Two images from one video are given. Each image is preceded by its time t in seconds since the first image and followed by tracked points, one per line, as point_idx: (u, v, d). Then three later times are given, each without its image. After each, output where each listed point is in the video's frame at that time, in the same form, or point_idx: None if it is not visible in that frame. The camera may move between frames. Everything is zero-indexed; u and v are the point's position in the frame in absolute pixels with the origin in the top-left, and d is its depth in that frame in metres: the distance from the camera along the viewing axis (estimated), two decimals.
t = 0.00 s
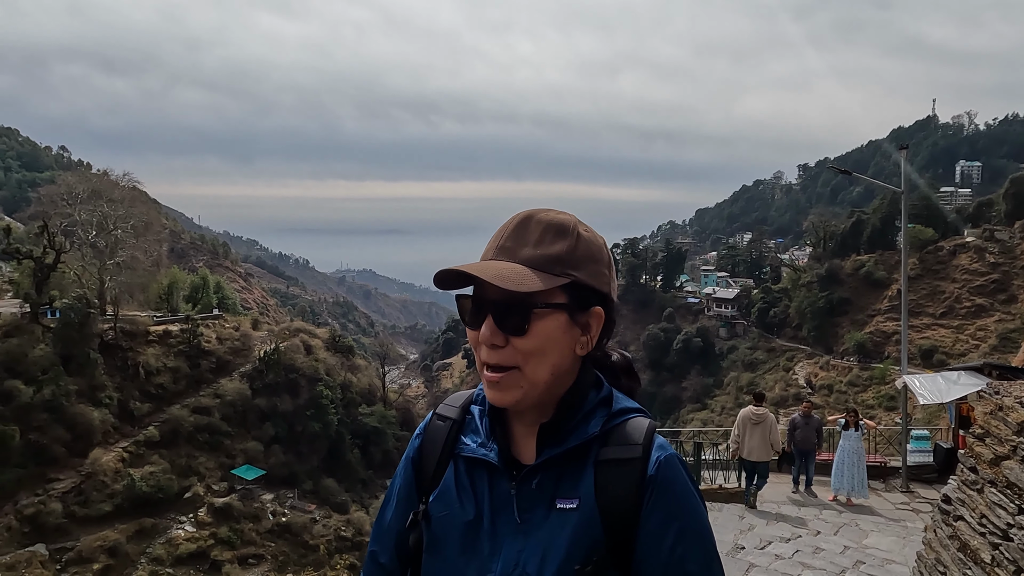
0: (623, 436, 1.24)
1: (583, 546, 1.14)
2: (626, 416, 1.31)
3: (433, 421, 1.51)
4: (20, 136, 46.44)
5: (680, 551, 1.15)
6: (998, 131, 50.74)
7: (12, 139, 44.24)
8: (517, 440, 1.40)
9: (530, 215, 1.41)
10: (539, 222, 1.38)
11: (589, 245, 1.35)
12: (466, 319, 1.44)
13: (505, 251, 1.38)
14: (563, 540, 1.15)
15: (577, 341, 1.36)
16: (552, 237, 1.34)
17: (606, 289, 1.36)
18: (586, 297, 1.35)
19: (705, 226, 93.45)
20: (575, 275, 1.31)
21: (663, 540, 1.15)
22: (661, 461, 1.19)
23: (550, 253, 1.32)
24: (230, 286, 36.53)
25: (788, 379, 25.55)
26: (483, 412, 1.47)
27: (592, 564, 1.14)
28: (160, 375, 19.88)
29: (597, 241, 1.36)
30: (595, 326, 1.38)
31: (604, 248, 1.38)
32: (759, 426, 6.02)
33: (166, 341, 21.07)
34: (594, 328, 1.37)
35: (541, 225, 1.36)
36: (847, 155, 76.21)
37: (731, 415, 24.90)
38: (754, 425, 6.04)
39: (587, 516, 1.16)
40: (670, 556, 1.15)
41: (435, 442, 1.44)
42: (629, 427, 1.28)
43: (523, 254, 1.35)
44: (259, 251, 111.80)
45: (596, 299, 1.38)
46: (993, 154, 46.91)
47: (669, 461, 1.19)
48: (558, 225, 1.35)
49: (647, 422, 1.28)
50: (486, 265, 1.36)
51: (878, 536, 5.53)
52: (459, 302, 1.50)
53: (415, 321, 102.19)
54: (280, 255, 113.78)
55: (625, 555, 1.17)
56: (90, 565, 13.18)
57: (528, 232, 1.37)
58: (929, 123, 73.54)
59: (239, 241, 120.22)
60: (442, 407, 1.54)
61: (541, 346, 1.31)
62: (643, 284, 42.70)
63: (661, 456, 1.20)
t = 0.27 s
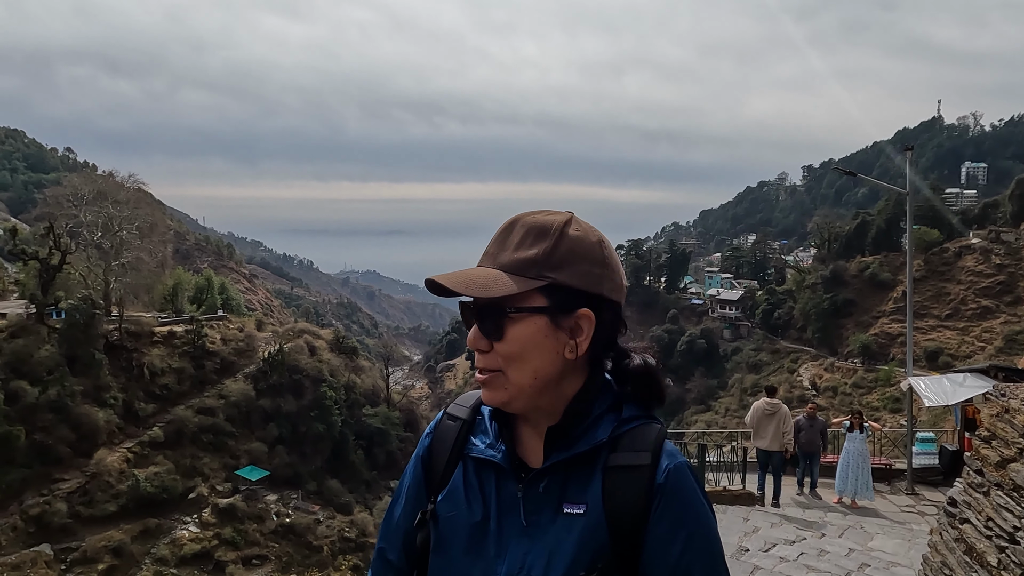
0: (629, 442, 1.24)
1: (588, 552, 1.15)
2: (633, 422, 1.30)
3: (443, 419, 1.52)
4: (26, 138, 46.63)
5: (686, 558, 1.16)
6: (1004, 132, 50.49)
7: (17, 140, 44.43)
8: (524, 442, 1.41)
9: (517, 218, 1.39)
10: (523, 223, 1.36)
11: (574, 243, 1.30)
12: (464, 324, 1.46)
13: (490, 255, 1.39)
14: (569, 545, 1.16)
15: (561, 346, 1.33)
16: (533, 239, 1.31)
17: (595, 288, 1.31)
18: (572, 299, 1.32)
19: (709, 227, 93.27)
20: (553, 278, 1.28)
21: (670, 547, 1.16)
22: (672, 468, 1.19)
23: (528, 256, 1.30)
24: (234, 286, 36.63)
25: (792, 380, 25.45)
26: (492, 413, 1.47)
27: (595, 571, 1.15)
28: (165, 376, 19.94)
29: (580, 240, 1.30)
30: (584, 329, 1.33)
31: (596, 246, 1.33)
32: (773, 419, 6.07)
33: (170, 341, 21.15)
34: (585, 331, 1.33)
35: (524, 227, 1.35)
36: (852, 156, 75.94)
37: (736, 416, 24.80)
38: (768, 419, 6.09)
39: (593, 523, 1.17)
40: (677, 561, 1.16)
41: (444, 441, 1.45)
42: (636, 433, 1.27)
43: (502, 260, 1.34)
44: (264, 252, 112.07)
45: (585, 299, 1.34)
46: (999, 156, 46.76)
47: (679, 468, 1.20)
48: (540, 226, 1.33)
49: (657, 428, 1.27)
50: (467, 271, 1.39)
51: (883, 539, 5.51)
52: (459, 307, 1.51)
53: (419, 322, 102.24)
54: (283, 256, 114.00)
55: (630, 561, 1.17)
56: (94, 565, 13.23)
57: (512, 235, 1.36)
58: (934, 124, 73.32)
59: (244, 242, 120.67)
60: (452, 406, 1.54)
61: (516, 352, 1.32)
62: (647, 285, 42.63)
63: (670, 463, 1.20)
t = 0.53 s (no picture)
0: (636, 453, 1.24)
1: (591, 560, 1.15)
2: (643, 433, 1.29)
3: (454, 420, 1.53)
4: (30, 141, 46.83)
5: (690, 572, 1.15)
6: (1008, 134, 50.36)
7: (22, 143, 44.64)
8: (532, 447, 1.42)
9: (523, 223, 1.38)
10: (526, 229, 1.35)
11: (576, 251, 1.27)
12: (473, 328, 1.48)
13: (493, 262, 1.40)
14: (571, 554, 1.16)
15: (557, 356, 1.32)
16: (532, 248, 1.30)
17: (593, 299, 1.27)
18: (571, 308, 1.30)
19: (713, 229, 93.16)
20: (550, 287, 1.27)
21: (674, 561, 1.14)
22: (678, 481, 1.17)
23: (525, 264, 1.29)
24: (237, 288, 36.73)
25: (796, 383, 25.36)
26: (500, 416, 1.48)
27: None
28: (168, 378, 19.99)
29: (581, 248, 1.27)
30: (582, 339, 1.31)
31: (601, 254, 1.29)
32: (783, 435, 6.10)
33: (174, 343, 21.21)
34: (584, 341, 1.31)
35: (526, 234, 1.33)
36: (855, 158, 75.80)
37: (739, 418, 24.71)
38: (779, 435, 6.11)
39: (597, 532, 1.17)
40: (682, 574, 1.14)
41: (453, 442, 1.47)
42: (644, 444, 1.26)
43: (502, 267, 1.35)
44: (267, 254, 112.32)
45: (587, 310, 1.31)
46: (1003, 157, 46.60)
47: (686, 481, 1.19)
48: (541, 234, 1.31)
49: (664, 439, 1.26)
50: (470, 278, 1.41)
51: (887, 542, 5.49)
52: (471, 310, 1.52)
53: (421, 324, 102.26)
54: (286, 258, 114.27)
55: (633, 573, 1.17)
56: (98, 566, 13.28)
57: (515, 241, 1.36)
58: (938, 126, 73.13)
59: (247, 244, 121.02)
60: (462, 407, 1.56)
61: (508, 360, 1.33)
62: (650, 288, 42.58)
63: (679, 476, 1.19)
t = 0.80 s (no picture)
0: (636, 461, 1.23)
1: (589, 567, 1.15)
2: (645, 441, 1.28)
3: (458, 420, 1.55)
4: (33, 143, 46.91)
5: None
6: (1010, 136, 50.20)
7: (25, 145, 44.73)
8: (534, 449, 1.42)
9: (534, 225, 1.38)
10: (536, 232, 1.35)
11: (583, 255, 1.27)
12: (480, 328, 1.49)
13: (501, 262, 1.40)
14: (568, 560, 1.16)
15: (556, 359, 1.32)
16: (541, 249, 1.30)
17: (598, 305, 1.27)
18: (574, 312, 1.30)
19: (714, 232, 93.11)
20: (554, 291, 1.27)
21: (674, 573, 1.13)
22: (679, 490, 1.16)
23: (531, 266, 1.29)
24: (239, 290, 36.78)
25: (798, 386, 25.30)
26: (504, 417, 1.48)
27: None
28: (170, 380, 19.99)
29: (590, 253, 1.26)
30: (586, 343, 1.31)
31: (608, 260, 1.28)
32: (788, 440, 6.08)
33: (176, 345, 21.23)
34: (587, 345, 1.31)
35: (536, 236, 1.33)
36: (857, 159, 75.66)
37: (742, 421, 24.65)
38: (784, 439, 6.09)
39: (595, 537, 1.17)
40: None
41: (457, 442, 1.48)
42: (646, 450, 1.26)
43: (510, 268, 1.35)
44: (269, 256, 112.40)
45: (592, 316, 1.31)
46: (1005, 159, 46.56)
47: (688, 490, 1.17)
48: (550, 236, 1.30)
49: (666, 449, 1.25)
50: (480, 277, 1.42)
51: (889, 545, 5.48)
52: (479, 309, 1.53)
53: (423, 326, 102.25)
54: (288, 260, 114.34)
55: None
56: (99, 569, 13.27)
57: (524, 243, 1.36)
58: (940, 129, 73.06)
59: (249, 247, 121.15)
60: (468, 407, 1.57)
61: (508, 360, 1.34)
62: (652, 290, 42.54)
63: (680, 486, 1.17)
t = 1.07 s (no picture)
0: (638, 470, 1.22)
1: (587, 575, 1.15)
2: (647, 449, 1.27)
3: (463, 421, 1.55)
4: (33, 146, 46.87)
5: None
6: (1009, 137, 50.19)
7: (25, 147, 44.70)
8: (536, 452, 1.42)
9: (550, 226, 1.38)
10: (552, 232, 1.35)
11: (594, 259, 1.26)
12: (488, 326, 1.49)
13: (513, 259, 1.40)
14: (568, 564, 1.16)
15: (559, 362, 1.31)
16: (554, 250, 1.30)
17: (604, 312, 1.26)
18: (579, 317, 1.29)
19: (714, 234, 93.11)
20: (561, 293, 1.27)
21: None
22: (680, 500, 1.15)
23: (542, 268, 1.29)
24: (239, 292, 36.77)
25: (798, 387, 25.27)
26: (508, 419, 1.48)
27: None
28: (170, 382, 19.97)
29: (602, 259, 1.25)
30: (589, 349, 1.31)
31: (621, 267, 1.26)
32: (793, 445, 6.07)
33: (176, 347, 21.21)
34: (592, 352, 1.30)
35: (551, 237, 1.33)
36: (857, 161, 75.59)
37: (742, 422, 24.63)
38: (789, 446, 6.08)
39: (594, 543, 1.17)
40: None
41: (461, 443, 1.49)
42: (647, 459, 1.25)
43: (522, 267, 1.35)
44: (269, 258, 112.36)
45: (598, 324, 1.30)
46: (1005, 161, 46.62)
47: (689, 501, 1.16)
48: (564, 238, 1.30)
49: (667, 458, 1.24)
50: (491, 271, 1.43)
51: (890, 547, 5.47)
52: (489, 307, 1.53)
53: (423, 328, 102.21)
54: (288, 261, 114.33)
55: None
56: (99, 571, 13.26)
57: (539, 242, 1.36)
58: (940, 131, 73.14)
59: (249, 249, 121.10)
60: (473, 408, 1.57)
61: (513, 359, 1.34)
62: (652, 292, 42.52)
63: (682, 496, 1.16)
